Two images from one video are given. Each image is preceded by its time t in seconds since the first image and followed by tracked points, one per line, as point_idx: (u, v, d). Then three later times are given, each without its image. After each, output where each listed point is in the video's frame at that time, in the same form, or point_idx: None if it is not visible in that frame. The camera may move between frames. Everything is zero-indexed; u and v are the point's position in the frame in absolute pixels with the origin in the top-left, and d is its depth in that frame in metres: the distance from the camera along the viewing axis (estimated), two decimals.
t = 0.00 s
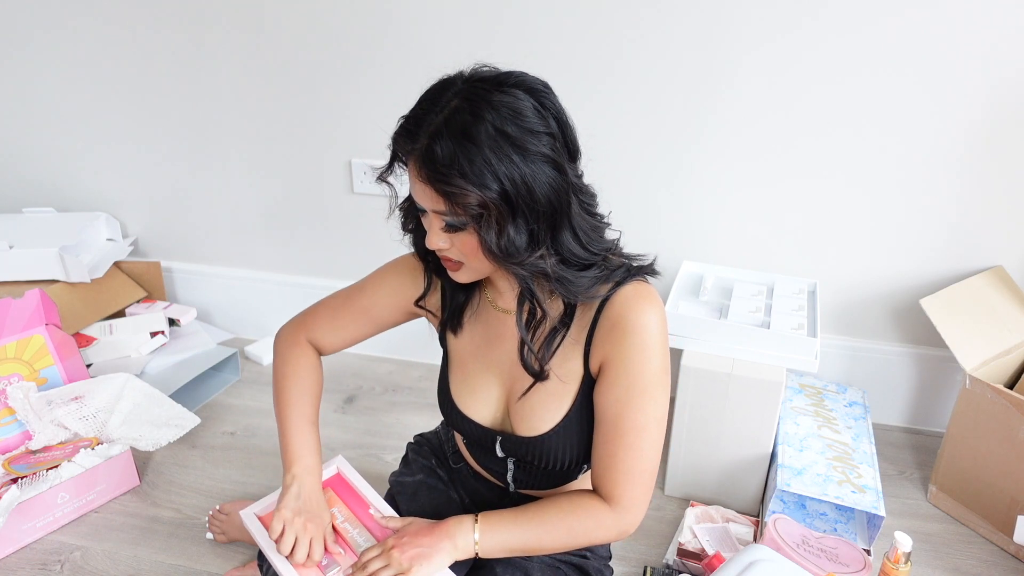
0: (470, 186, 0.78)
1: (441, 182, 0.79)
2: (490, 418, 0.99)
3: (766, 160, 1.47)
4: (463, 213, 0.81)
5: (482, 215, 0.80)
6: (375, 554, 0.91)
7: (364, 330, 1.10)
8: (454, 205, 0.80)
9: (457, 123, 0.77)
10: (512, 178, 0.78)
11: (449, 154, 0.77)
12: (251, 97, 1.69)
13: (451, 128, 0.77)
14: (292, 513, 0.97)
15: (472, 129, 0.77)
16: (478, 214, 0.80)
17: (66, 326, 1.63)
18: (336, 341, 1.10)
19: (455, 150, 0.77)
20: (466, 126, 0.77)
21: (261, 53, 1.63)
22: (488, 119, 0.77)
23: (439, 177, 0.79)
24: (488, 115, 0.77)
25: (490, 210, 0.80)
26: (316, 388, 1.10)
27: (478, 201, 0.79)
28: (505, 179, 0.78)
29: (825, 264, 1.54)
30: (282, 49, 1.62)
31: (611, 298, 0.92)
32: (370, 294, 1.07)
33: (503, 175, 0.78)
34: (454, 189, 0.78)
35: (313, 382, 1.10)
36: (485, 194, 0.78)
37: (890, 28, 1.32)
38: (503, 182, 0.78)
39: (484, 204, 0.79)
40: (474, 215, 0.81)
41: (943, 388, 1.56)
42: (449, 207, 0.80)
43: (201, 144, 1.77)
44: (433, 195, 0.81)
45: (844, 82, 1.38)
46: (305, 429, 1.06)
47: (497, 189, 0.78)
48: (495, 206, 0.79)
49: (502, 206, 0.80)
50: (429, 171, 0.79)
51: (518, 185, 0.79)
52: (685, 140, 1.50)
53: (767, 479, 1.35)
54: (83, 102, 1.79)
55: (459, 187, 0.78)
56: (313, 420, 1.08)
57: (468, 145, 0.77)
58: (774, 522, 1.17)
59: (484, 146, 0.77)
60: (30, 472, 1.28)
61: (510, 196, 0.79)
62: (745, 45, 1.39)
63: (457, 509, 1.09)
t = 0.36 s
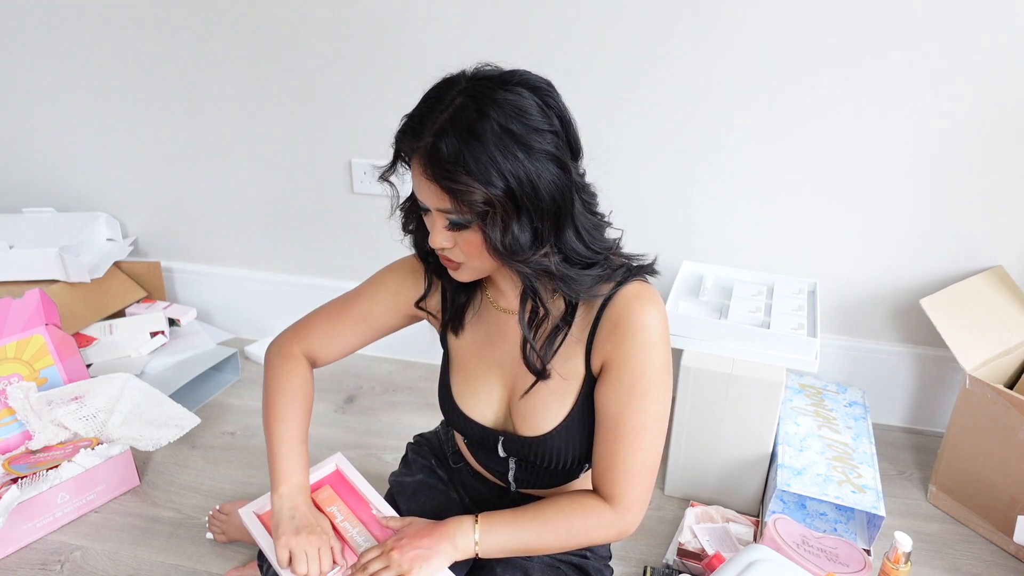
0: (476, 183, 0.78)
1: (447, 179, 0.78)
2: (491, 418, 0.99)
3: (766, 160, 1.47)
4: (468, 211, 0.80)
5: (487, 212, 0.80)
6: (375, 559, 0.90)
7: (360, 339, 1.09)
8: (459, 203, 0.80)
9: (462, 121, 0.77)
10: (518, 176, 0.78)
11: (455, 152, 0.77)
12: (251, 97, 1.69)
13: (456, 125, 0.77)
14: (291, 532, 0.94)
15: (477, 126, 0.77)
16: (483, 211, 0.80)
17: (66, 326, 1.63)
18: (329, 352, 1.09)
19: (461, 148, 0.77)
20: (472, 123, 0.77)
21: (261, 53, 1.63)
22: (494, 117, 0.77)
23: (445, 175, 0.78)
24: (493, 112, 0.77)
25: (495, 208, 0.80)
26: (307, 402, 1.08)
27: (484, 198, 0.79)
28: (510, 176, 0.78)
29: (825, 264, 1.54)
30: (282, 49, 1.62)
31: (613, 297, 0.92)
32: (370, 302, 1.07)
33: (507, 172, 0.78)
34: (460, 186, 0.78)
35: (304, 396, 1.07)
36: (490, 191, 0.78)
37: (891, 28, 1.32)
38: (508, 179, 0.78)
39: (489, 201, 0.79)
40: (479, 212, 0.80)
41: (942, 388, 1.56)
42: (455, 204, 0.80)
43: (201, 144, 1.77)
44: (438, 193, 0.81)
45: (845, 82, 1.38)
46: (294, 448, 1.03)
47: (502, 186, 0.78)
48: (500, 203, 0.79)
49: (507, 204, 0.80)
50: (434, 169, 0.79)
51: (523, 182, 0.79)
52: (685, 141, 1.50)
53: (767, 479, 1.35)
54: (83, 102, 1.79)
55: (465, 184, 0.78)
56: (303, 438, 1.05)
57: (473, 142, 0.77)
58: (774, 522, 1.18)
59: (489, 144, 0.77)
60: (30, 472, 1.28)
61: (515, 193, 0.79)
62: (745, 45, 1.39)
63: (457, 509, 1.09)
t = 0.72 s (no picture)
0: (477, 174, 0.78)
1: (448, 171, 0.78)
2: (491, 418, 0.99)
3: (766, 160, 1.47)
4: (470, 203, 0.80)
5: (488, 204, 0.80)
6: (374, 561, 0.90)
7: (359, 344, 1.09)
8: (460, 194, 0.80)
9: (463, 113, 0.77)
10: (519, 168, 0.78)
11: (456, 143, 0.77)
12: (251, 97, 1.69)
13: (457, 118, 0.77)
14: (285, 533, 0.94)
15: (479, 118, 0.77)
16: (484, 203, 0.80)
17: (67, 326, 1.63)
18: (326, 360, 1.08)
19: (462, 140, 0.77)
20: (473, 116, 0.77)
21: (260, 53, 1.63)
22: (495, 109, 0.77)
23: (446, 166, 0.78)
24: (495, 105, 0.77)
25: (496, 199, 0.80)
26: (303, 409, 1.07)
27: (484, 189, 0.79)
28: (511, 168, 0.78)
29: (825, 264, 1.54)
30: (282, 50, 1.62)
31: (612, 296, 0.92)
32: (367, 303, 1.07)
33: (509, 164, 0.78)
34: (461, 177, 0.78)
35: (301, 402, 1.07)
36: (491, 182, 0.78)
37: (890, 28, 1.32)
38: (509, 171, 0.78)
39: (490, 192, 0.79)
40: (480, 204, 0.80)
41: (943, 388, 1.56)
42: (456, 196, 0.80)
43: (201, 144, 1.77)
44: (440, 185, 0.81)
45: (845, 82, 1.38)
46: (289, 455, 1.02)
47: (503, 178, 0.78)
48: (501, 195, 0.79)
49: (508, 196, 0.80)
50: (436, 161, 0.79)
51: (524, 175, 0.79)
52: (685, 141, 1.50)
53: (767, 479, 1.35)
54: (83, 102, 1.79)
55: (466, 175, 0.78)
56: (298, 444, 1.04)
57: (475, 134, 0.77)
58: (774, 522, 1.18)
59: (490, 136, 0.76)
60: (30, 472, 1.29)
61: (516, 185, 0.79)
62: (744, 45, 1.39)
63: (456, 509, 1.09)
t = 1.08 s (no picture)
0: (475, 174, 0.78)
1: (446, 170, 0.78)
2: (490, 417, 0.99)
3: (766, 160, 1.47)
4: (467, 202, 0.80)
5: (486, 204, 0.80)
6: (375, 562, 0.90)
7: (366, 343, 1.09)
8: (458, 194, 0.80)
9: (462, 113, 0.78)
10: (517, 168, 0.78)
11: (454, 143, 0.77)
12: (251, 97, 1.69)
13: (456, 117, 0.78)
14: (290, 532, 0.95)
15: (477, 118, 0.77)
16: (482, 202, 0.80)
17: (67, 326, 1.63)
18: (333, 359, 1.09)
19: (460, 139, 0.77)
20: (471, 115, 0.77)
21: (260, 53, 1.63)
22: (493, 109, 0.77)
23: (445, 166, 0.78)
24: (493, 105, 0.77)
25: (493, 199, 0.80)
26: (315, 410, 1.08)
27: (482, 189, 0.79)
28: (509, 168, 0.78)
29: (825, 264, 1.54)
30: (282, 50, 1.62)
31: (611, 294, 0.92)
32: (368, 304, 1.07)
33: (506, 164, 0.77)
34: (459, 176, 0.78)
35: (313, 403, 1.08)
36: (489, 182, 0.78)
37: (890, 28, 1.32)
38: (506, 171, 0.78)
39: (488, 192, 0.79)
40: (477, 203, 0.80)
41: (943, 388, 1.56)
42: (454, 195, 0.80)
43: (201, 144, 1.77)
44: (438, 184, 0.81)
45: (845, 82, 1.38)
46: (303, 451, 1.03)
47: (500, 178, 0.78)
48: (499, 194, 0.79)
49: (506, 196, 0.80)
50: (434, 161, 0.79)
51: (522, 175, 0.79)
52: (685, 141, 1.50)
53: (767, 479, 1.35)
54: (83, 102, 1.79)
55: (464, 174, 0.78)
56: (310, 441, 1.05)
57: (473, 134, 0.77)
58: (774, 522, 1.18)
59: (488, 136, 0.76)
60: (30, 472, 1.29)
61: (514, 185, 0.79)
62: (744, 45, 1.39)
63: (456, 509, 1.09)
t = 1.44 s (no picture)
0: (483, 169, 0.78)
1: (454, 166, 0.78)
2: (490, 416, 0.99)
3: (766, 160, 1.47)
4: (475, 198, 0.80)
5: (493, 200, 0.80)
6: (374, 559, 0.89)
7: (371, 348, 1.10)
8: (466, 190, 0.80)
9: (469, 110, 0.78)
10: (524, 164, 0.78)
11: (462, 139, 0.77)
12: (251, 97, 1.69)
13: (464, 113, 0.78)
14: (289, 528, 0.95)
15: (485, 114, 0.77)
16: (489, 198, 0.80)
17: (67, 326, 1.63)
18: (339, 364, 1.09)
19: (468, 135, 0.77)
20: (478, 112, 0.77)
21: (260, 53, 1.63)
22: (500, 105, 0.77)
23: (453, 162, 0.78)
24: (500, 102, 0.77)
25: (501, 194, 0.80)
26: (320, 415, 1.09)
27: (490, 185, 0.79)
28: (516, 164, 0.78)
29: (825, 264, 1.54)
30: (282, 50, 1.62)
31: (613, 291, 0.93)
32: (370, 307, 1.07)
33: (514, 160, 0.78)
34: (466, 172, 0.78)
35: (319, 407, 1.09)
36: (497, 178, 0.78)
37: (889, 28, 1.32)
38: (514, 167, 0.78)
39: (496, 188, 0.79)
40: (485, 199, 0.80)
41: (942, 388, 1.56)
42: (461, 192, 0.80)
43: (201, 145, 1.77)
44: (446, 180, 0.81)
45: (845, 82, 1.38)
46: (306, 457, 1.04)
47: (508, 174, 0.78)
48: (506, 190, 0.79)
49: (513, 192, 0.80)
50: (441, 157, 0.79)
51: (529, 171, 0.79)
52: (685, 140, 1.50)
53: (767, 479, 1.35)
54: (83, 102, 1.79)
55: (472, 170, 0.78)
56: (314, 445, 1.05)
57: (481, 130, 0.77)
58: (774, 522, 1.18)
59: (496, 132, 0.77)
60: (30, 472, 1.29)
61: (521, 181, 0.79)
62: (744, 45, 1.39)
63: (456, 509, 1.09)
